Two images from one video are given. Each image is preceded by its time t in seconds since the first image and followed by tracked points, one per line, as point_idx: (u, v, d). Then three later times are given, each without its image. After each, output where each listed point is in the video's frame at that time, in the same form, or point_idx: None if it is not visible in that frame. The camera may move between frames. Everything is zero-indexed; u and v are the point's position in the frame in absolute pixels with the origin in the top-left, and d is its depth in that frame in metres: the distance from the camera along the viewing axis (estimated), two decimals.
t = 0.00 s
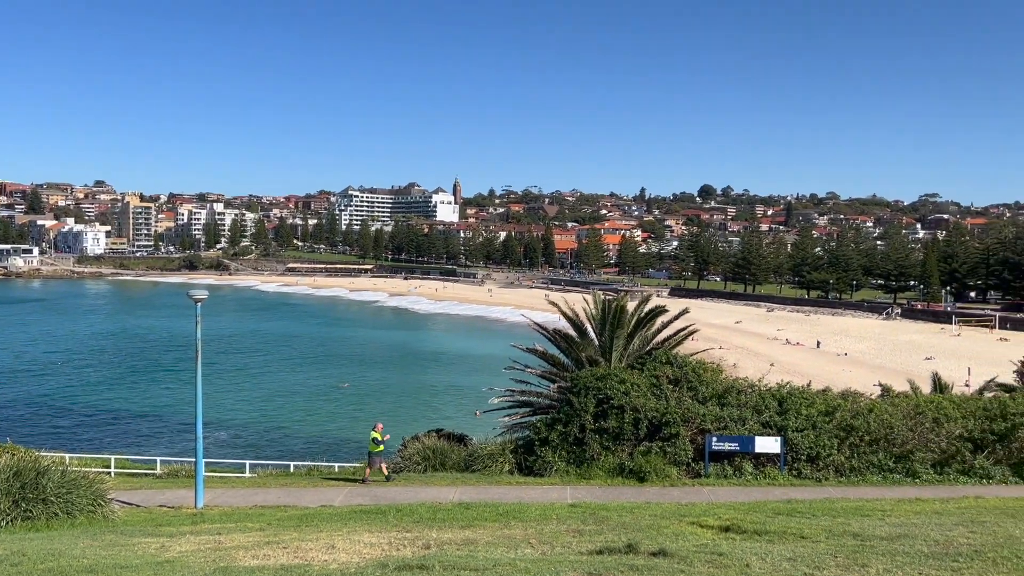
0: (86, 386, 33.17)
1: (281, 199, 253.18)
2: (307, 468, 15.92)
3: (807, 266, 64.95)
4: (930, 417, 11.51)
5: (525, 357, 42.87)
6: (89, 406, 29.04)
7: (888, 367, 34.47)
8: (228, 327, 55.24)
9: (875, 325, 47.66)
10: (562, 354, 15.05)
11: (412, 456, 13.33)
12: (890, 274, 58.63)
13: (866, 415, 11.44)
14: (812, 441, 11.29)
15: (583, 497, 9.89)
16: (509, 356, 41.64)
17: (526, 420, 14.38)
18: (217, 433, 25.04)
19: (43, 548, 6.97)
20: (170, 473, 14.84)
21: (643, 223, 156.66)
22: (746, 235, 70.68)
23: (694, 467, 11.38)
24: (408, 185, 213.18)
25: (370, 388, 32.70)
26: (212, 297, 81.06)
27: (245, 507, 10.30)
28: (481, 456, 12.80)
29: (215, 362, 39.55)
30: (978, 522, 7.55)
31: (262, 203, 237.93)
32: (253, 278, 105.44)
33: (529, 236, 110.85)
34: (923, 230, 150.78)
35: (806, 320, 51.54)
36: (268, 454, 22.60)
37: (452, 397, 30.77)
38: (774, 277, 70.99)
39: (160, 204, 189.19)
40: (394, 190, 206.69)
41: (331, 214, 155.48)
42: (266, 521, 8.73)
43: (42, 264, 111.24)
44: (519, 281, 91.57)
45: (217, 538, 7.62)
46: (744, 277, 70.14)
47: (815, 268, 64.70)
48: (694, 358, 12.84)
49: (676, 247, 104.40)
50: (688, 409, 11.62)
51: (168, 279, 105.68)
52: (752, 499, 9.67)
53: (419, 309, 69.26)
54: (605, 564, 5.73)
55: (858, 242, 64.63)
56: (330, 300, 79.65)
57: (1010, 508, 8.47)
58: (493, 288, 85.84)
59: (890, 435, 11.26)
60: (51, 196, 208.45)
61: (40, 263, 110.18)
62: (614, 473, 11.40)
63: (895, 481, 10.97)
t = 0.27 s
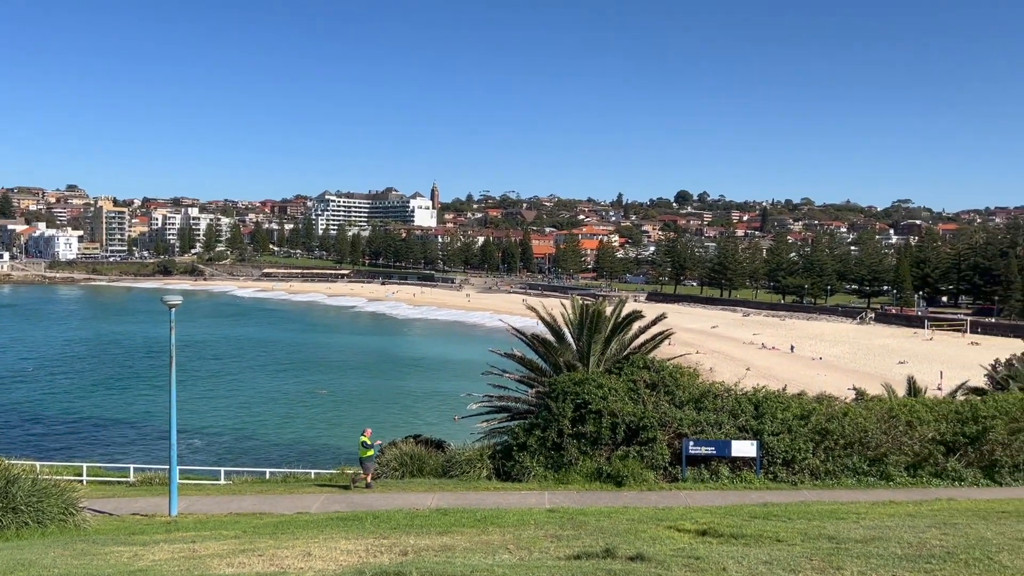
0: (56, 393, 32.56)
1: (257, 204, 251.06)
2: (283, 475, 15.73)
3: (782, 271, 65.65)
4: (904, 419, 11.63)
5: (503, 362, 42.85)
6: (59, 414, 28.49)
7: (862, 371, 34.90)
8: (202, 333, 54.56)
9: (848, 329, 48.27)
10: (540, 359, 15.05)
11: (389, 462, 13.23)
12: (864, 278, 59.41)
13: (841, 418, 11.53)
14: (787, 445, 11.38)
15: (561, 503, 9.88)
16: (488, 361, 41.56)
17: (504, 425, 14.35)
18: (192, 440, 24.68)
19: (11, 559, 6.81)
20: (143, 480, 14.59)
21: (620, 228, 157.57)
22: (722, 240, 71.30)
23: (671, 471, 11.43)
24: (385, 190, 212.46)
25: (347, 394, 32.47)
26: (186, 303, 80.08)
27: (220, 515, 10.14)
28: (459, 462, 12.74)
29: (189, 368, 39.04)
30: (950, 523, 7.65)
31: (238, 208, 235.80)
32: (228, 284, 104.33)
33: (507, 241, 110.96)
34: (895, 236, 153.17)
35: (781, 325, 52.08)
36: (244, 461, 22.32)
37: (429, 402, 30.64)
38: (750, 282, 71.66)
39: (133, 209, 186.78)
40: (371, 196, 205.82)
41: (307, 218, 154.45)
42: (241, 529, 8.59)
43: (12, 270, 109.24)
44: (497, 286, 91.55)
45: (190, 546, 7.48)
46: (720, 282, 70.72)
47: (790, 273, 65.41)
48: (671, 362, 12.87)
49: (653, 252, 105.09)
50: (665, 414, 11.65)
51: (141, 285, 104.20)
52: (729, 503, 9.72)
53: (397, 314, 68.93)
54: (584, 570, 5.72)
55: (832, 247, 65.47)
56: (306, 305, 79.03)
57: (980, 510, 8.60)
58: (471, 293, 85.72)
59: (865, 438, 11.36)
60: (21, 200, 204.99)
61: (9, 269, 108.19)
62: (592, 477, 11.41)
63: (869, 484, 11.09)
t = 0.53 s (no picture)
0: (24, 400, 31.90)
1: (232, 209, 248.84)
2: (258, 483, 15.52)
3: (757, 276, 66.34)
4: (878, 422, 11.72)
5: (481, 367, 42.79)
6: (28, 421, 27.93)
7: (836, 374, 35.31)
8: (176, 338, 53.86)
9: (822, 334, 48.83)
10: (518, 363, 15.04)
11: (366, 468, 13.11)
12: (837, 283, 60.22)
13: (815, 422, 11.62)
14: (762, 449, 11.46)
15: (538, 508, 9.86)
16: (465, 367, 41.46)
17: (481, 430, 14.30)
18: (165, 447, 24.31)
19: None
20: (114, 489, 14.31)
21: (597, 234, 158.27)
22: (698, 245, 71.88)
23: (647, 475, 11.47)
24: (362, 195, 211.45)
25: (323, 399, 32.20)
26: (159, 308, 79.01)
27: (193, 523, 9.97)
28: (436, 467, 12.68)
29: (162, 374, 38.52)
30: (922, 526, 7.76)
31: (212, 212, 233.34)
32: (203, 289, 103.14)
33: (484, 246, 110.94)
34: (868, 241, 155.44)
35: (756, 329, 52.56)
36: (218, 468, 22.03)
37: (406, 408, 30.49)
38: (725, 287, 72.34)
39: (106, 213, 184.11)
40: (348, 200, 204.69)
41: (283, 223, 153.19)
42: (215, 536, 8.46)
43: None
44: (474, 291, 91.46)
45: (163, 555, 7.36)
46: (696, 287, 71.26)
47: (764, 278, 66.11)
48: (647, 366, 12.90)
49: (630, 257, 105.65)
50: (642, 418, 11.67)
51: (113, 290, 102.65)
52: (704, 507, 9.75)
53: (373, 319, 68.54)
54: None
55: (806, 252, 66.27)
56: (282, 310, 78.34)
57: (952, 512, 8.73)
58: (449, 297, 85.51)
59: (838, 441, 11.47)
60: None
61: None
62: (568, 482, 11.43)
63: (842, 487, 11.21)
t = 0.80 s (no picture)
0: None
1: (207, 213, 246.40)
2: (233, 489, 15.32)
3: (733, 280, 66.97)
4: (852, 425, 11.84)
5: (459, 372, 42.69)
6: None
7: (811, 378, 35.69)
8: (149, 344, 53.09)
9: (797, 338, 49.37)
10: (495, 368, 15.01)
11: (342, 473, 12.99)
12: (812, 287, 60.96)
13: (791, 425, 11.72)
14: (738, 452, 11.54)
15: (516, 513, 9.83)
16: (443, 371, 41.31)
17: (459, 435, 14.25)
18: (137, 454, 23.93)
19: None
20: (86, 496, 14.04)
21: (574, 238, 158.76)
22: (674, 250, 72.39)
23: (625, 479, 11.50)
24: (340, 199, 210.16)
25: (300, 405, 31.92)
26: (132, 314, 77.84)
27: (166, 531, 9.79)
28: (414, 473, 12.60)
29: (135, 380, 37.94)
30: (895, 528, 7.86)
31: (187, 217, 230.67)
32: (177, 294, 101.90)
33: (462, 250, 110.81)
34: (841, 245, 157.60)
35: (732, 333, 52.97)
36: (192, 475, 21.72)
37: (384, 413, 30.30)
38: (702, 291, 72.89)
39: (77, 217, 181.19)
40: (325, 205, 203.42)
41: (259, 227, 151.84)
42: (187, 545, 8.32)
43: None
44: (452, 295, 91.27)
45: (134, 563, 7.22)
46: (672, 291, 71.75)
47: (740, 282, 66.75)
48: (625, 370, 12.94)
49: (607, 261, 106.09)
50: (619, 422, 11.70)
51: (85, 295, 101.03)
52: (681, 510, 9.79)
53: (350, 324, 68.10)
54: None
55: (780, 256, 67.01)
56: (258, 315, 77.57)
57: (924, 513, 8.85)
58: (426, 302, 85.25)
59: (813, 445, 11.59)
60: None
61: None
62: (546, 487, 11.41)
63: (817, 489, 11.33)
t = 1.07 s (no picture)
0: None
1: (184, 217, 243.79)
2: (210, 496, 15.12)
3: (711, 284, 67.48)
4: (829, 428, 11.95)
5: (439, 377, 42.56)
6: None
7: (789, 381, 35.99)
8: (123, 349, 52.35)
9: (774, 341, 49.80)
10: (475, 373, 14.97)
11: (321, 480, 12.86)
12: (789, 291, 61.56)
13: (769, 428, 11.80)
14: (717, 455, 11.60)
15: (496, 518, 9.80)
16: (424, 376, 41.15)
17: (439, 440, 14.19)
18: (112, 461, 23.56)
19: None
20: (59, 504, 13.79)
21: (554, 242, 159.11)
22: (654, 254, 72.77)
23: (604, 483, 11.52)
24: (319, 204, 209.03)
25: (278, 411, 31.62)
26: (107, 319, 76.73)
27: (143, 538, 9.65)
28: (393, 478, 12.52)
29: (110, 385, 37.39)
30: (872, 529, 7.94)
31: (164, 221, 228.09)
32: (153, 299, 100.67)
33: (442, 254, 110.59)
34: (817, 249, 159.43)
35: (711, 337, 53.30)
36: (168, 482, 21.42)
37: (363, 418, 30.11)
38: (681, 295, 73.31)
39: (50, 221, 178.39)
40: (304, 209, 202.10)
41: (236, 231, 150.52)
42: (162, 553, 8.18)
43: None
44: (432, 300, 91.04)
45: (109, 572, 7.10)
46: (652, 295, 72.09)
47: (718, 286, 67.25)
48: (605, 374, 12.95)
49: (587, 265, 106.43)
50: (599, 426, 11.72)
51: (58, 300, 99.49)
52: (661, 514, 9.82)
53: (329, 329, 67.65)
54: None
55: (758, 261, 67.60)
56: (235, 320, 76.83)
57: (900, 515, 8.95)
58: (406, 307, 84.96)
59: (791, 447, 11.68)
60: None
61: None
62: (527, 491, 11.39)
63: (796, 491, 11.41)
